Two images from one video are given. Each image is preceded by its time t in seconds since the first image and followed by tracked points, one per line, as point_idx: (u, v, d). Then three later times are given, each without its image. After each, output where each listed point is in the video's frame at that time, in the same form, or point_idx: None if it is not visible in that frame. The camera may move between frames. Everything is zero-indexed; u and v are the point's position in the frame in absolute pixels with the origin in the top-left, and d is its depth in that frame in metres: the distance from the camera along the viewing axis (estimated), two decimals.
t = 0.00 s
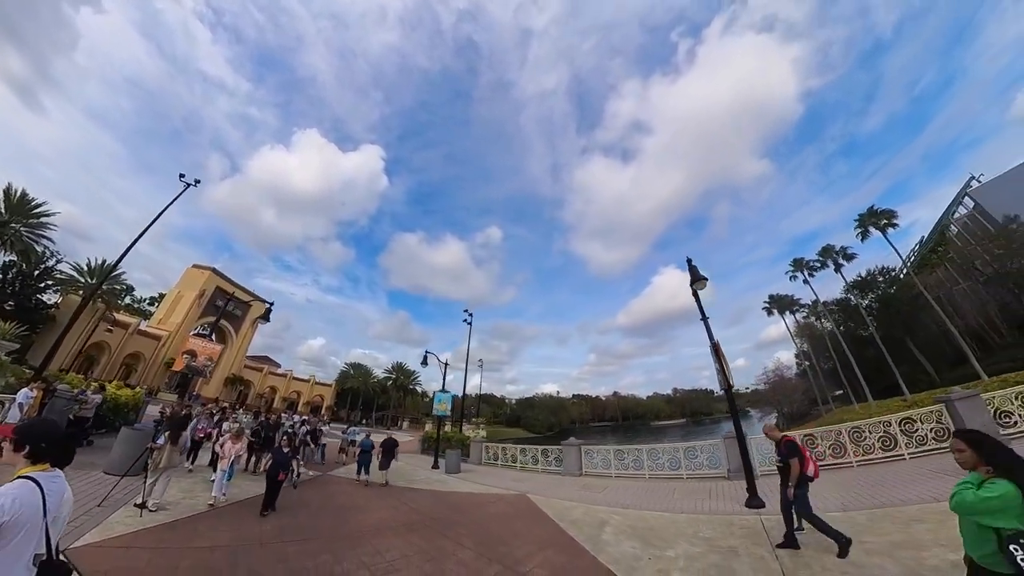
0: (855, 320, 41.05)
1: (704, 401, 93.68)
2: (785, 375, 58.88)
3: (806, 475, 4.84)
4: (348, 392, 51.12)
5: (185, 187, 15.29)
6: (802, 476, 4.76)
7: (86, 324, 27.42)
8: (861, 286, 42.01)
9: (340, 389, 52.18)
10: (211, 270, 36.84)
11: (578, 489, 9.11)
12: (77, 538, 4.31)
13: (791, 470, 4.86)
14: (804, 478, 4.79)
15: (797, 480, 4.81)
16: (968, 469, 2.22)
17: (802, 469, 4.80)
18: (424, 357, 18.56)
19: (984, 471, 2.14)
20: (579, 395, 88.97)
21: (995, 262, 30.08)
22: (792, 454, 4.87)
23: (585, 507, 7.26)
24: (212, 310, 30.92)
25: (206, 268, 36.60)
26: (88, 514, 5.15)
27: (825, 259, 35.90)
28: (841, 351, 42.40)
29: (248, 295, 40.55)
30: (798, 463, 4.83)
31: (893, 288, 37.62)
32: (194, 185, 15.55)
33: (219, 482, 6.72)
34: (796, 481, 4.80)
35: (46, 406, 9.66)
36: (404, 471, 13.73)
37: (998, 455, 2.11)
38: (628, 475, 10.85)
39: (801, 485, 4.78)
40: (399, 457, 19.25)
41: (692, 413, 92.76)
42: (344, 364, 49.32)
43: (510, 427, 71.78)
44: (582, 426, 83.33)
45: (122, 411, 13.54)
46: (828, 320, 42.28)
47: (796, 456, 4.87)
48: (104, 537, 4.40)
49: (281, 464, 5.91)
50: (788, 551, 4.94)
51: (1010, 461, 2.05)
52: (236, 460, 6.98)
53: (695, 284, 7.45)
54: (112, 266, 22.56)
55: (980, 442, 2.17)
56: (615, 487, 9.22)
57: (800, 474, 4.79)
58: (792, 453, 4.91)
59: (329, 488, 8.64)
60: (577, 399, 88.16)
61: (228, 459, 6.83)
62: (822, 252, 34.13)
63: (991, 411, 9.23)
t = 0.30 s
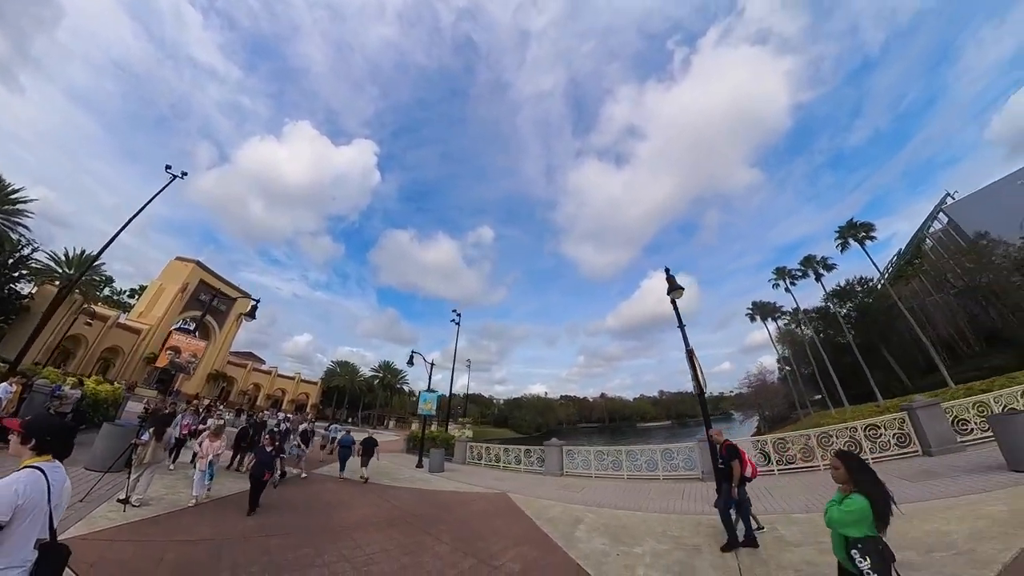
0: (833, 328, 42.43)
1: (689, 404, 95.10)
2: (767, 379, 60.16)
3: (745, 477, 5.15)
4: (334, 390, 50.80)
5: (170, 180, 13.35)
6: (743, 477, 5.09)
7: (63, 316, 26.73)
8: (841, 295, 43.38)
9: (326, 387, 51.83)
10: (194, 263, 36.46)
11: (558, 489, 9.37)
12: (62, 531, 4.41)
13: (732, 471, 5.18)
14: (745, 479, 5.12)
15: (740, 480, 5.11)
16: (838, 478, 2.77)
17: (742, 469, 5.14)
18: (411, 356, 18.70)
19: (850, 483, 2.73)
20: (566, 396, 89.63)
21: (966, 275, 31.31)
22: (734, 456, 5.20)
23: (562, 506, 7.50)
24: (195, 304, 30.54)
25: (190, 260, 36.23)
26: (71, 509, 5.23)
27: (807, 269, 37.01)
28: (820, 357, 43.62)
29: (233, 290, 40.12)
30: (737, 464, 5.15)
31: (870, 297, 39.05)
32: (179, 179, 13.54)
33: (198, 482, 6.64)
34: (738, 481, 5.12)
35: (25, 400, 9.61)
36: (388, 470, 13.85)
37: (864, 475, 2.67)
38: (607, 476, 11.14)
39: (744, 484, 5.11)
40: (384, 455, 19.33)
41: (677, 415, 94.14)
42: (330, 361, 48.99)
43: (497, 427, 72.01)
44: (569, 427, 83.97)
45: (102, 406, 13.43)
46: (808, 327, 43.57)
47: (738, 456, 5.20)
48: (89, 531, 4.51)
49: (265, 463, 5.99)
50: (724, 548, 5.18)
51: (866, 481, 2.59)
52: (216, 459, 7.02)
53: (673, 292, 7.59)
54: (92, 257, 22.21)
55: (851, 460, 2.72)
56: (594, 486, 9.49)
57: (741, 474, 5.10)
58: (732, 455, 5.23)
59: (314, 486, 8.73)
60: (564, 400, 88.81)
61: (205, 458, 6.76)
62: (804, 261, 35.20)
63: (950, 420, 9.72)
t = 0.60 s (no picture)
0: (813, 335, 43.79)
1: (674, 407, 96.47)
2: (749, 384, 61.36)
3: (685, 482, 5.42)
4: (319, 389, 50.41)
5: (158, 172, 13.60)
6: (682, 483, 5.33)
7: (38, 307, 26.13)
8: (820, 303, 44.74)
9: (311, 386, 51.42)
10: (177, 257, 35.98)
11: (538, 489, 9.63)
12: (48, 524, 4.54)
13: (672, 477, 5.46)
14: (685, 485, 5.37)
15: (680, 486, 5.39)
16: (735, 483, 3.16)
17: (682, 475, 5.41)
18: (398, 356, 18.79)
19: (743, 484, 3.16)
20: (554, 398, 90.13)
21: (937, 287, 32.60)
22: (674, 465, 5.43)
23: (540, 504, 7.78)
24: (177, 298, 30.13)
25: (173, 254, 35.78)
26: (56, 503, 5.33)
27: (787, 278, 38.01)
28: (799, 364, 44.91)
29: (217, 284, 39.66)
30: (678, 472, 5.40)
31: (848, 307, 40.43)
32: (167, 171, 13.81)
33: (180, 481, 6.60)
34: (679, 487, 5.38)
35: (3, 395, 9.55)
36: (371, 470, 13.97)
37: (755, 479, 3.11)
38: (586, 476, 11.45)
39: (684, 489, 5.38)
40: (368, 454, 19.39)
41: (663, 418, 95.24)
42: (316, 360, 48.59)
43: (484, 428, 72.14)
44: (556, 429, 84.48)
45: (80, 402, 13.31)
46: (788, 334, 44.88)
47: (678, 463, 5.45)
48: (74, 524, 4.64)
49: (250, 461, 6.09)
50: (670, 548, 5.42)
51: (758, 483, 3.06)
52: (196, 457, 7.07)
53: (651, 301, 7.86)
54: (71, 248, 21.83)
55: (744, 466, 3.13)
56: (572, 487, 9.79)
57: (679, 480, 5.38)
58: (673, 462, 5.49)
59: (297, 484, 8.85)
60: (552, 401, 89.29)
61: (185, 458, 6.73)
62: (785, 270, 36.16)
63: (910, 427, 10.26)
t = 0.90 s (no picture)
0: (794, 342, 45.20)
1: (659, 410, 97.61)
2: (733, 388, 62.46)
3: (632, 483, 5.64)
4: (305, 388, 49.93)
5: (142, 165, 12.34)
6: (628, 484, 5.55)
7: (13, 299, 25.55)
8: (801, 311, 46.01)
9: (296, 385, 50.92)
10: (160, 250, 35.46)
11: (519, 490, 9.87)
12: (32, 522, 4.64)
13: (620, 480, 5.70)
14: (630, 485, 5.61)
15: (626, 486, 5.65)
16: (650, 488, 3.48)
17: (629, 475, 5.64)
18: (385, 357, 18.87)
19: (659, 490, 3.47)
20: (542, 400, 90.53)
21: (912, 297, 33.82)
22: (622, 467, 5.66)
23: (518, 505, 8.03)
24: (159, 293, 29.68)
25: (156, 247, 35.26)
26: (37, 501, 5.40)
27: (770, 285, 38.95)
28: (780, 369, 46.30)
29: (200, 280, 39.11)
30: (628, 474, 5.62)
31: (828, 314, 41.88)
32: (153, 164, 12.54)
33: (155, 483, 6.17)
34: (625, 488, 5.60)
35: None
36: (355, 470, 14.08)
37: (670, 487, 3.39)
38: (567, 478, 11.72)
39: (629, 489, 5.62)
40: (353, 455, 19.43)
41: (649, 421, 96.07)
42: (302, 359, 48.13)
43: (470, 429, 72.14)
44: (543, 430, 84.79)
45: (57, 398, 13.16)
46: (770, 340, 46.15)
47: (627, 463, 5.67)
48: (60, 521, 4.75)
49: (237, 464, 6.11)
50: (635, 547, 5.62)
51: (670, 491, 3.31)
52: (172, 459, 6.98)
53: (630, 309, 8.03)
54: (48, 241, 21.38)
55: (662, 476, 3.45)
56: (552, 488, 10.06)
57: (625, 481, 5.63)
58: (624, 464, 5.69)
59: (281, 485, 8.95)
60: (540, 403, 89.64)
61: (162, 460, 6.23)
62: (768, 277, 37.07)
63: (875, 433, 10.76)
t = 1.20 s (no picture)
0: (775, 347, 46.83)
1: (645, 412, 98.44)
2: (716, 392, 63.60)
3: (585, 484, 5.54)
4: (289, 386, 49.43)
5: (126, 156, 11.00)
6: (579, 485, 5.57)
7: None
8: (782, 317, 47.38)
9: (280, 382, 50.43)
10: (142, 242, 34.90)
11: (498, 488, 10.10)
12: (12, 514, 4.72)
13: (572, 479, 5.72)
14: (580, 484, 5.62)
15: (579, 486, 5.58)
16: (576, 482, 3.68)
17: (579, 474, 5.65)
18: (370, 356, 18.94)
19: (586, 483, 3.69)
20: (530, 401, 90.94)
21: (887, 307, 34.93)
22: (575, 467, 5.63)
23: (495, 502, 8.25)
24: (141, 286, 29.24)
25: (137, 238, 34.70)
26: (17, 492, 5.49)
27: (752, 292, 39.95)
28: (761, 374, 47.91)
29: (183, 274, 38.54)
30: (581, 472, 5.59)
31: (807, 321, 43.45)
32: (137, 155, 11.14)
33: (123, 479, 5.92)
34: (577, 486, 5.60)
35: None
36: (337, 468, 14.14)
37: (593, 481, 3.63)
38: (546, 478, 11.98)
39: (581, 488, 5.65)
40: (337, 454, 19.45)
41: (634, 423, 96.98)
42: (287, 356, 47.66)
43: (456, 429, 71.96)
44: (531, 431, 85.13)
45: (32, 392, 12.96)
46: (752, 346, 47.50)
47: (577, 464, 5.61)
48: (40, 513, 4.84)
49: (220, 460, 6.18)
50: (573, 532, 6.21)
51: (592, 485, 3.57)
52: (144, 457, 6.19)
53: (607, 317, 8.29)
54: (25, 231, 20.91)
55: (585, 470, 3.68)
56: (531, 487, 10.33)
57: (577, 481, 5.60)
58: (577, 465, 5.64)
59: (262, 482, 9.05)
60: (528, 404, 90.02)
61: (133, 451, 6.01)
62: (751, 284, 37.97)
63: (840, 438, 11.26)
